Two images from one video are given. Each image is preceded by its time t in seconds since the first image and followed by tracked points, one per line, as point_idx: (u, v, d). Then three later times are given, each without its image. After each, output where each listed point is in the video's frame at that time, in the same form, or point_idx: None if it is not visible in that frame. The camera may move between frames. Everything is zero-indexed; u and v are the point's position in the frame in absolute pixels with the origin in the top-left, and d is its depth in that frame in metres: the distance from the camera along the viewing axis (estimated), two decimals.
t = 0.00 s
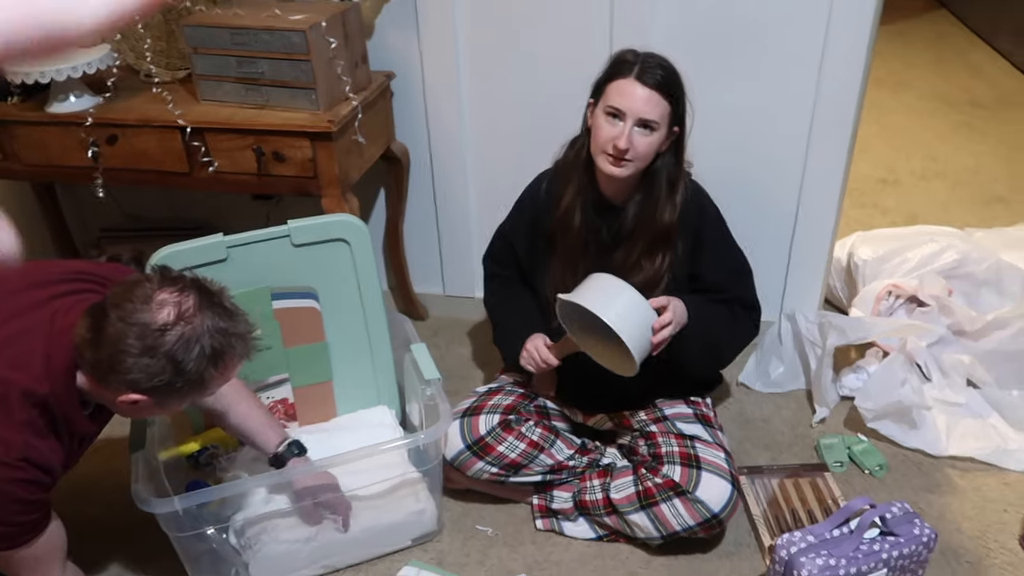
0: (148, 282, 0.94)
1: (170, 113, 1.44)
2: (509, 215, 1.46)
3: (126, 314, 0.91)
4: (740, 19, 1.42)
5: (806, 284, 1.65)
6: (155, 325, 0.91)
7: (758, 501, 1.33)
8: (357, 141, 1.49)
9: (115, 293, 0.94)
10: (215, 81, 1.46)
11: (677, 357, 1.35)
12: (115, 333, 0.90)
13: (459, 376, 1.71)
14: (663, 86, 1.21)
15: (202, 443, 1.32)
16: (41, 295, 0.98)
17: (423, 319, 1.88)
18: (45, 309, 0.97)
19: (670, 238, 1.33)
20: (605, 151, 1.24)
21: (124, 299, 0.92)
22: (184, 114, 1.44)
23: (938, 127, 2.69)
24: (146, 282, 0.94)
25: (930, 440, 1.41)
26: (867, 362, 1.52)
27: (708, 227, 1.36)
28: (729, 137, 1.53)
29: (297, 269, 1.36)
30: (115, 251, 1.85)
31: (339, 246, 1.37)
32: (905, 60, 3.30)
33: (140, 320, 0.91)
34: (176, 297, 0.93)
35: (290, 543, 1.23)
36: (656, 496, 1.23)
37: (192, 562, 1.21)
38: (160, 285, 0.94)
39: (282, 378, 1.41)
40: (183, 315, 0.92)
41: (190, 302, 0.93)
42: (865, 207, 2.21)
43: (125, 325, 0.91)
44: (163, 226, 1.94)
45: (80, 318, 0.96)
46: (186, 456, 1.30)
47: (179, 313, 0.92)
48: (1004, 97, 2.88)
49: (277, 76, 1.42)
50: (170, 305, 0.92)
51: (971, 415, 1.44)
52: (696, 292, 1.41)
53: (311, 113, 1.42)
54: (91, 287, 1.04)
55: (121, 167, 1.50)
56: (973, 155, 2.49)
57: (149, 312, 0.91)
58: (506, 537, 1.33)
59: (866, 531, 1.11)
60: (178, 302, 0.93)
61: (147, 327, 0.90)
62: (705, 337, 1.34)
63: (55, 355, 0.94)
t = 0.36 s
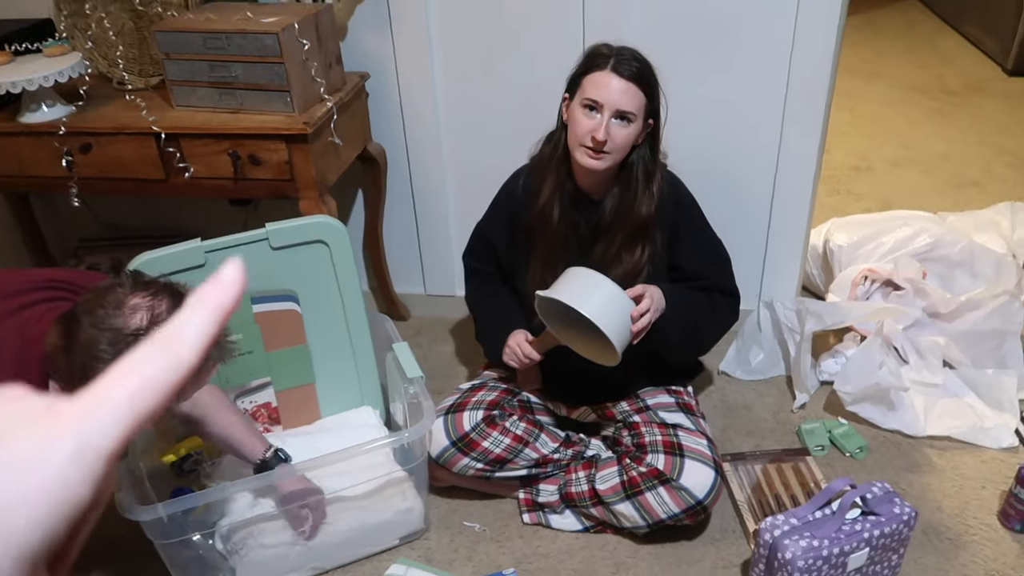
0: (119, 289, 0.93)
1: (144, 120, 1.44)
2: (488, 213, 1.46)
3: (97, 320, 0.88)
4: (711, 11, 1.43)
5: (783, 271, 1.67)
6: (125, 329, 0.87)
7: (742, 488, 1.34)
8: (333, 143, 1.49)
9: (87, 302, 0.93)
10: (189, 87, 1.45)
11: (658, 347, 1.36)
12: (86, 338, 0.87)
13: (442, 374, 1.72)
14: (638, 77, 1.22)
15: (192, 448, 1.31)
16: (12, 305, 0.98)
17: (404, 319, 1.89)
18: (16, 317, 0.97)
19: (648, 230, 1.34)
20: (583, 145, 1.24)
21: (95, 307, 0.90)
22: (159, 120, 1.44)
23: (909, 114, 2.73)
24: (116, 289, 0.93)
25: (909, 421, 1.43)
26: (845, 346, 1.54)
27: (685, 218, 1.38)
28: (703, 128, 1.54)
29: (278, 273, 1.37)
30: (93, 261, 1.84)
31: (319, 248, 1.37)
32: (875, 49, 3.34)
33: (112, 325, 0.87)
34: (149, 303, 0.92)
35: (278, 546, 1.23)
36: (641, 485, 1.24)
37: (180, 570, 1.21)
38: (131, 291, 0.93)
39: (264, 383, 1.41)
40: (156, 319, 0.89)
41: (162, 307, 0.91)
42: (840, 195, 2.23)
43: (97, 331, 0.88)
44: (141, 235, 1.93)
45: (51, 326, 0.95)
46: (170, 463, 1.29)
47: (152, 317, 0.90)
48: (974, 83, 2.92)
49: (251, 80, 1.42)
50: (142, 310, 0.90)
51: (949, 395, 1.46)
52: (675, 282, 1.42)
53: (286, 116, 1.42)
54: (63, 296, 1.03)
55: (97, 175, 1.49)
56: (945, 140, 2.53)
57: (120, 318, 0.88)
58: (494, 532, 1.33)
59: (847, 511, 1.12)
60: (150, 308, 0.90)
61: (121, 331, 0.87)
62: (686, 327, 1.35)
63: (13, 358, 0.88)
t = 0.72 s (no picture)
0: (87, 289, 0.88)
1: (109, 112, 1.41)
2: (460, 204, 1.46)
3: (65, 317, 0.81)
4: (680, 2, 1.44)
5: (753, 260, 1.69)
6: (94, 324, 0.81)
7: (715, 474, 1.36)
8: (304, 134, 1.48)
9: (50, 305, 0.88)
10: (155, 78, 1.43)
11: (631, 336, 1.37)
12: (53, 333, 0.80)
13: (417, 366, 1.72)
14: (608, 68, 1.23)
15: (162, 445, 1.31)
16: None
17: (378, 312, 1.89)
18: None
19: (620, 220, 1.34)
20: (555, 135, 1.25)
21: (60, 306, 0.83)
22: (125, 112, 1.41)
23: (874, 104, 2.77)
24: (84, 289, 0.87)
25: (876, 406, 1.46)
26: (814, 333, 1.56)
27: (656, 207, 1.39)
28: (673, 119, 1.55)
29: (249, 266, 1.35)
30: (59, 256, 1.81)
31: (291, 240, 1.36)
32: (841, 41, 3.39)
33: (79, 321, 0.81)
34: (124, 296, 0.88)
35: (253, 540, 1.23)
36: (616, 473, 1.26)
37: (154, 566, 1.19)
38: (100, 290, 0.87)
39: (237, 377, 1.40)
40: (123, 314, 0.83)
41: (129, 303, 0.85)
42: (808, 184, 2.27)
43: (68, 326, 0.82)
44: (108, 229, 1.90)
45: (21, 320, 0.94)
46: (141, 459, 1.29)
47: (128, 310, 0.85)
48: (937, 74, 2.98)
49: (219, 71, 1.40)
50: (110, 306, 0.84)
51: (915, 380, 1.49)
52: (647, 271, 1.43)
53: (256, 108, 1.41)
54: (31, 292, 1.02)
55: (62, 169, 1.47)
56: (909, 130, 2.57)
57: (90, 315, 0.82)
58: (471, 522, 1.34)
59: (817, 494, 1.14)
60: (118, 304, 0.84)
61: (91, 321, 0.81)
62: (659, 316, 1.36)
63: None
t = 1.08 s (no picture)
0: (74, 287, 0.89)
1: (91, 113, 1.40)
2: (445, 205, 1.46)
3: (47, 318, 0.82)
4: (663, 3, 1.44)
5: (738, 260, 1.70)
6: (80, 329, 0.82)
7: (701, 472, 1.37)
8: (288, 135, 1.47)
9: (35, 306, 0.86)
10: (137, 79, 1.42)
11: (616, 336, 1.37)
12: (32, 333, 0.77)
13: (404, 366, 1.71)
14: (590, 70, 1.23)
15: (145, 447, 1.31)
16: None
17: (364, 313, 1.88)
18: None
19: (604, 219, 1.35)
20: (537, 137, 1.25)
21: (46, 304, 0.84)
22: (107, 113, 1.40)
23: (858, 103, 2.79)
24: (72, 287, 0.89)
25: (861, 403, 1.47)
26: (799, 332, 1.58)
27: (640, 207, 1.39)
28: (657, 119, 1.56)
29: (234, 267, 1.34)
30: (41, 258, 1.79)
31: (276, 242, 1.35)
32: (825, 40, 3.40)
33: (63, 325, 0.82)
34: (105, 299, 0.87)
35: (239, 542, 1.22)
36: (602, 472, 1.26)
37: (138, 569, 1.19)
38: (86, 288, 0.89)
39: (222, 379, 1.39)
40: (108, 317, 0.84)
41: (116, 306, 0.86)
42: (793, 183, 2.28)
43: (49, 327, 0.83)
44: (91, 231, 1.89)
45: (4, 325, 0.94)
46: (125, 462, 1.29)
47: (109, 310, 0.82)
48: (919, 73, 3.00)
49: (202, 71, 1.39)
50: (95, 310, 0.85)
51: (898, 378, 1.51)
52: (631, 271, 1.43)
53: (240, 108, 1.40)
54: (14, 295, 1.01)
55: (43, 170, 1.45)
56: (893, 129, 2.59)
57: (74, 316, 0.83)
58: (458, 523, 1.34)
59: (802, 492, 1.15)
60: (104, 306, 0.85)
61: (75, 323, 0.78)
62: (643, 316, 1.37)
63: None
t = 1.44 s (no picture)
0: (57, 286, 0.95)
1: (80, 115, 1.38)
2: (439, 204, 1.44)
3: (36, 321, 0.90)
4: None
5: (735, 258, 1.68)
6: (69, 330, 0.90)
7: (700, 473, 1.36)
8: (279, 137, 1.45)
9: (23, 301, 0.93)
10: (126, 80, 1.40)
11: (613, 337, 1.36)
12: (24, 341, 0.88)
13: (400, 368, 1.70)
14: (580, 68, 1.21)
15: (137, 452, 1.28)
16: None
17: (360, 314, 1.87)
18: None
19: (600, 215, 1.33)
20: (532, 139, 1.23)
21: (32, 305, 0.91)
22: (96, 115, 1.38)
23: (854, 100, 2.78)
24: (55, 287, 0.94)
25: (860, 402, 1.46)
26: (797, 330, 1.57)
27: (636, 204, 1.38)
28: (653, 116, 1.54)
29: (226, 270, 1.33)
30: (32, 262, 1.78)
31: (268, 244, 1.33)
32: (820, 36, 3.39)
33: (52, 327, 0.90)
34: (89, 301, 0.94)
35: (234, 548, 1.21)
36: (600, 474, 1.25)
37: None
38: (69, 288, 0.95)
39: (216, 383, 1.38)
40: (97, 319, 0.93)
41: (103, 306, 0.95)
42: (789, 180, 2.27)
43: (37, 331, 0.90)
44: (82, 234, 1.87)
45: None
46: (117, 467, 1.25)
47: (93, 316, 0.93)
48: (915, 69, 2.99)
49: (191, 72, 1.37)
50: (82, 309, 0.93)
51: (898, 376, 1.50)
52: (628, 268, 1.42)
53: (230, 110, 1.38)
54: None
55: (32, 173, 1.44)
56: (889, 125, 2.58)
57: (62, 318, 0.91)
58: (455, 526, 1.32)
59: (802, 493, 1.14)
60: (91, 307, 0.94)
61: (60, 332, 0.89)
62: (641, 315, 1.35)
63: None
